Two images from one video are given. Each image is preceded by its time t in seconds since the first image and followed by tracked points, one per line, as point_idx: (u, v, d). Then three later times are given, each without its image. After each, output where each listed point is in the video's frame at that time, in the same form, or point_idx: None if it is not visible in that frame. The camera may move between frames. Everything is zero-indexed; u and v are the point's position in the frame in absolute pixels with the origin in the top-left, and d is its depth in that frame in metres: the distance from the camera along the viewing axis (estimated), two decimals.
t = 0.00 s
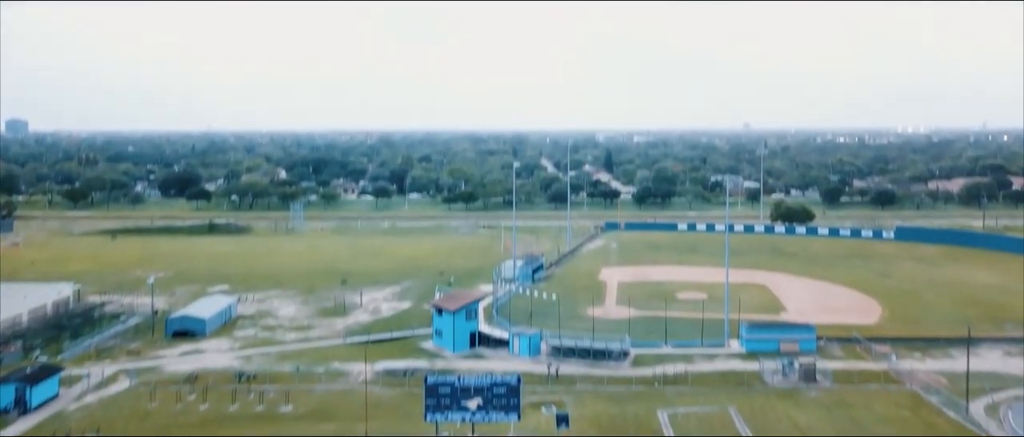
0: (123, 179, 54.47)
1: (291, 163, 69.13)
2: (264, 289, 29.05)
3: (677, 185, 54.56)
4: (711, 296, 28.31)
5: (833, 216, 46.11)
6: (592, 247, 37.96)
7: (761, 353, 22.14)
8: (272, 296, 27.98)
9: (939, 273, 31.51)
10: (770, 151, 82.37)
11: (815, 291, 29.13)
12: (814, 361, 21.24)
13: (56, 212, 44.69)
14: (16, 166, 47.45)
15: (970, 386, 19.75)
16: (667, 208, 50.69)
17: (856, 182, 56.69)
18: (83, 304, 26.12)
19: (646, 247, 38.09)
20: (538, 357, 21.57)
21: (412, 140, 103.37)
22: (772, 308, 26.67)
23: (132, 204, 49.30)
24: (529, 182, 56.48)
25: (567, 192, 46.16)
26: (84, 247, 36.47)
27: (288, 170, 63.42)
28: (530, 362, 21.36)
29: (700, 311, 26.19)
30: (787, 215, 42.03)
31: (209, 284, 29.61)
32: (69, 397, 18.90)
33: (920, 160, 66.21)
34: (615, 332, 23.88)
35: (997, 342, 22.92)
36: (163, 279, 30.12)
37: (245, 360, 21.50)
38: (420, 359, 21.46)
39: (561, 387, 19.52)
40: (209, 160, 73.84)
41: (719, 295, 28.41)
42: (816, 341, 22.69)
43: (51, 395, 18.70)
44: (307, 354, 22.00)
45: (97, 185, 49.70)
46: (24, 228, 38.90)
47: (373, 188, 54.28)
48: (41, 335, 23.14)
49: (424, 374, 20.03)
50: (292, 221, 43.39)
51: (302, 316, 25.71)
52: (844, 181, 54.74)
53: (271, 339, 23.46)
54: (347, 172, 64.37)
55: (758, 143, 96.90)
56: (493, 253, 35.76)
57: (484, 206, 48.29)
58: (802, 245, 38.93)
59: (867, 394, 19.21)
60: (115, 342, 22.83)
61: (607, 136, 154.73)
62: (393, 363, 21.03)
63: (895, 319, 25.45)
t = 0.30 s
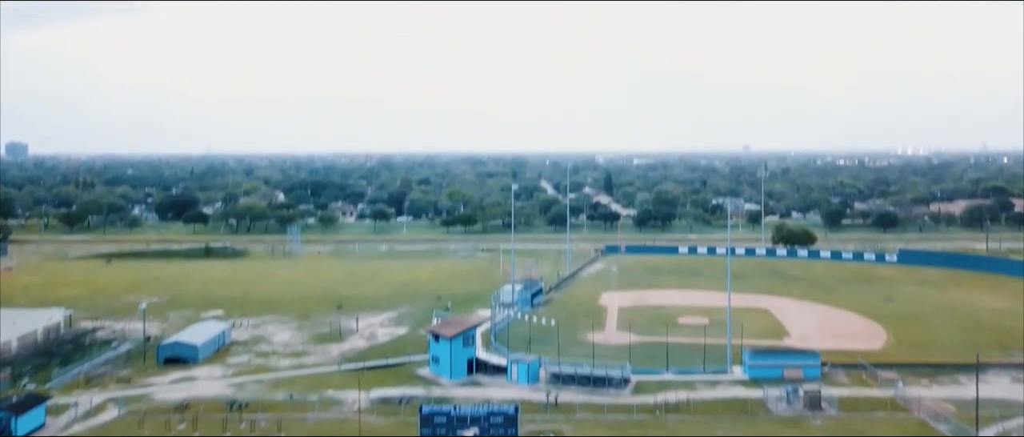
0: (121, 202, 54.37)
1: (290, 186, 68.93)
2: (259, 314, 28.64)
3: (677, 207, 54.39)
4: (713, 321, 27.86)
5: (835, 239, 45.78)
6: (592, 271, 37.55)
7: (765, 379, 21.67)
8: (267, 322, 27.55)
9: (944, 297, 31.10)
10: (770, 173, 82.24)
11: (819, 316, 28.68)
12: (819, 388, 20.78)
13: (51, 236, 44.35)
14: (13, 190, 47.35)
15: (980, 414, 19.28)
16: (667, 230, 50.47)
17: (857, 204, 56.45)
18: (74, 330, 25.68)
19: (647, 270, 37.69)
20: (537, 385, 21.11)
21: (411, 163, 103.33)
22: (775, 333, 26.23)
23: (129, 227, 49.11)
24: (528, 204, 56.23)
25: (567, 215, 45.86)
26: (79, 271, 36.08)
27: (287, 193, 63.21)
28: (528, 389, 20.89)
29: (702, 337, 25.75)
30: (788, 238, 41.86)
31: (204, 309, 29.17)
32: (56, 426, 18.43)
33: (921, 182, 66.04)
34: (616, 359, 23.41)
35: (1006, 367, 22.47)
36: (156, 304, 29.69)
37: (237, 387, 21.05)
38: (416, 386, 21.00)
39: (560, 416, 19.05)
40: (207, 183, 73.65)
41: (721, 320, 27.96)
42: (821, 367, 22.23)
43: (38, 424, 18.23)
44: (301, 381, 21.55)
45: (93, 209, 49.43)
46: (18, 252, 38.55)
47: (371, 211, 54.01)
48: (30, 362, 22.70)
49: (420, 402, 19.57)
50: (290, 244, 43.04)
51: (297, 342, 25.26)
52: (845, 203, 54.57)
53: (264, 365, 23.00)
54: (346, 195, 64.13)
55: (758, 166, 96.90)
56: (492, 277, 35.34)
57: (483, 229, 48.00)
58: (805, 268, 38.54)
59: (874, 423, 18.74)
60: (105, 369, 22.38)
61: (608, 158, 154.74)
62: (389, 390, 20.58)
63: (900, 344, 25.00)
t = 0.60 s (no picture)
0: (118, 224, 54.13)
1: (288, 208, 68.66)
2: (253, 339, 28.19)
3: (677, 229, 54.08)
4: (715, 345, 27.42)
5: (836, 261, 45.43)
6: (592, 294, 37.15)
7: (768, 405, 21.20)
8: (261, 347, 27.12)
9: (949, 320, 30.66)
10: (771, 195, 82.05)
11: (822, 340, 28.23)
12: (824, 414, 20.31)
13: (46, 258, 43.96)
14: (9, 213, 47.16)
15: None
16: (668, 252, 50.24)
17: (858, 226, 56.20)
18: (64, 355, 25.23)
19: (647, 293, 37.28)
20: (535, 411, 20.64)
21: (411, 185, 103.21)
22: (778, 358, 25.76)
23: (125, 249, 48.78)
24: (527, 226, 55.92)
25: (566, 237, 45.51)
26: (72, 295, 35.67)
27: (285, 215, 62.91)
28: (526, 416, 20.42)
29: (703, 362, 25.30)
30: (789, 260, 41.40)
31: (197, 334, 28.75)
32: None
33: (922, 204, 65.87)
34: (616, 385, 22.94)
35: (1014, 393, 21.99)
36: (149, 329, 29.27)
37: (228, 414, 20.59)
38: (412, 413, 20.54)
39: None
40: (205, 205, 73.38)
41: (723, 344, 27.51)
42: (826, 393, 21.76)
43: None
44: (294, 408, 21.09)
45: (89, 231, 49.09)
46: (13, 276, 38.20)
47: (369, 233, 53.70)
48: (18, 388, 22.25)
49: (416, 429, 19.10)
50: (286, 267, 42.64)
51: (291, 368, 24.82)
52: (846, 225, 54.25)
53: (257, 392, 22.55)
54: (344, 217, 63.81)
55: (758, 187, 96.77)
56: (491, 301, 34.94)
57: (482, 251, 47.71)
58: (807, 291, 38.13)
59: None
60: (94, 396, 21.93)
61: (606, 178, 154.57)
62: (384, 417, 20.12)
63: (905, 369, 24.55)
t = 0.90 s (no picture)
0: (114, 243, 53.79)
1: (286, 227, 68.40)
2: (247, 360, 27.76)
3: (677, 248, 53.77)
4: (715, 366, 27.01)
5: (838, 279, 45.09)
6: (592, 313, 36.77)
7: (770, 428, 20.72)
8: (254, 368, 26.72)
9: (953, 339, 30.26)
10: (771, 213, 81.94)
11: (825, 360, 27.81)
12: None
13: (40, 277, 43.57)
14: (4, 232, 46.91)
15: None
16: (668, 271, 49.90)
17: (859, 244, 56.02)
18: (54, 377, 24.82)
19: (647, 313, 36.89)
20: (532, 435, 20.18)
21: (411, 204, 103.09)
22: (780, 379, 25.34)
23: (122, 268, 48.43)
24: (527, 245, 55.64)
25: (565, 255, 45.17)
26: (65, 314, 35.25)
27: (283, 234, 62.62)
28: None
29: (704, 383, 24.87)
30: (790, 278, 40.93)
31: (190, 355, 28.34)
32: None
33: (923, 222, 65.68)
34: (615, 407, 22.50)
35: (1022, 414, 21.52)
36: (141, 349, 28.86)
37: None
38: None
39: None
40: (203, 224, 73.09)
41: (724, 365, 27.10)
42: (829, 415, 21.30)
43: None
44: (286, 431, 20.65)
45: (85, 250, 48.74)
46: (6, 295, 37.83)
47: (367, 252, 53.38)
48: (5, 410, 21.81)
49: None
50: (283, 286, 42.24)
51: (284, 389, 24.41)
52: (847, 243, 53.98)
53: (249, 414, 22.12)
54: (342, 236, 63.54)
55: (758, 205, 96.64)
56: (489, 320, 34.57)
57: (482, 270, 47.41)
58: (809, 309, 37.74)
59: None
60: (83, 419, 21.50)
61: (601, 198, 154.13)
62: None
63: (910, 390, 24.11)
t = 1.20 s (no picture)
0: (110, 260, 53.41)
1: (284, 244, 68.02)
2: (240, 380, 27.33)
3: (677, 265, 53.41)
4: (716, 385, 26.58)
5: (840, 297, 44.68)
6: (591, 332, 36.34)
7: None
8: (247, 388, 26.28)
9: (958, 359, 29.81)
10: (771, 230, 81.57)
11: (828, 380, 27.35)
12: None
13: (34, 295, 43.13)
14: None
15: None
16: (668, 288, 49.48)
17: (861, 261, 55.67)
18: (43, 397, 24.38)
19: (647, 331, 36.45)
20: None
21: (410, 221, 102.78)
22: (782, 399, 24.89)
23: (117, 286, 48.02)
24: (525, 263, 55.25)
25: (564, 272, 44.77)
26: (58, 333, 34.83)
27: (280, 252, 62.22)
28: None
29: (704, 403, 24.42)
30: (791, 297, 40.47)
31: (183, 374, 27.92)
32: None
33: (924, 238, 65.32)
34: (614, 428, 22.04)
35: None
36: (133, 369, 28.44)
37: None
38: None
39: None
40: (200, 241, 72.66)
41: (724, 384, 26.66)
42: None
43: None
44: None
45: (80, 267, 48.37)
46: None
47: (365, 270, 52.98)
48: None
49: None
50: (279, 304, 41.81)
51: (277, 410, 23.97)
52: (848, 260, 53.62)
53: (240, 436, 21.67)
54: (340, 253, 63.19)
55: (758, 222, 96.36)
56: (487, 339, 34.14)
57: (480, 288, 47.01)
58: (811, 327, 37.30)
59: None
60: None
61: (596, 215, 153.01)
62: None
63: (914, 410, 23.65)
